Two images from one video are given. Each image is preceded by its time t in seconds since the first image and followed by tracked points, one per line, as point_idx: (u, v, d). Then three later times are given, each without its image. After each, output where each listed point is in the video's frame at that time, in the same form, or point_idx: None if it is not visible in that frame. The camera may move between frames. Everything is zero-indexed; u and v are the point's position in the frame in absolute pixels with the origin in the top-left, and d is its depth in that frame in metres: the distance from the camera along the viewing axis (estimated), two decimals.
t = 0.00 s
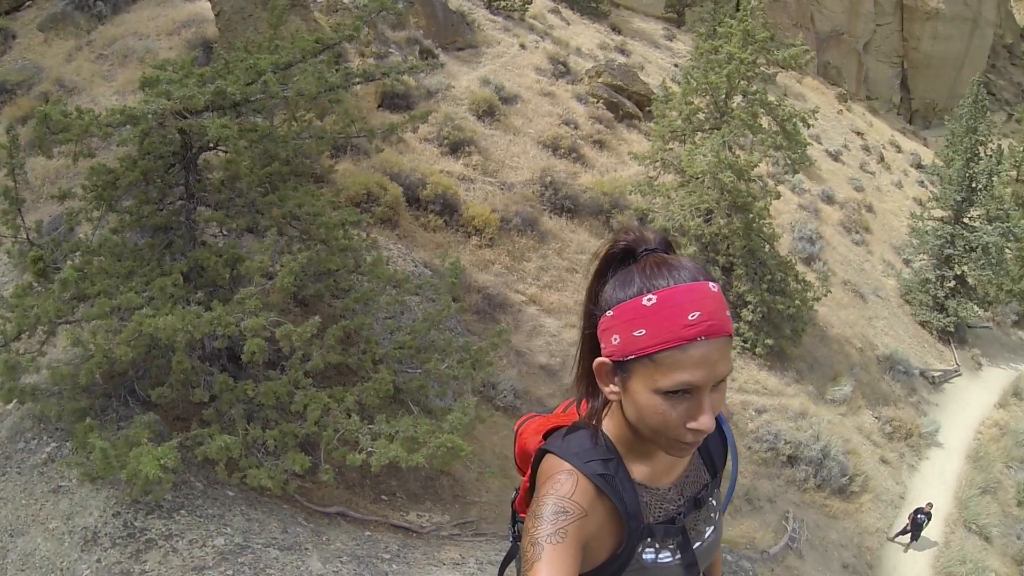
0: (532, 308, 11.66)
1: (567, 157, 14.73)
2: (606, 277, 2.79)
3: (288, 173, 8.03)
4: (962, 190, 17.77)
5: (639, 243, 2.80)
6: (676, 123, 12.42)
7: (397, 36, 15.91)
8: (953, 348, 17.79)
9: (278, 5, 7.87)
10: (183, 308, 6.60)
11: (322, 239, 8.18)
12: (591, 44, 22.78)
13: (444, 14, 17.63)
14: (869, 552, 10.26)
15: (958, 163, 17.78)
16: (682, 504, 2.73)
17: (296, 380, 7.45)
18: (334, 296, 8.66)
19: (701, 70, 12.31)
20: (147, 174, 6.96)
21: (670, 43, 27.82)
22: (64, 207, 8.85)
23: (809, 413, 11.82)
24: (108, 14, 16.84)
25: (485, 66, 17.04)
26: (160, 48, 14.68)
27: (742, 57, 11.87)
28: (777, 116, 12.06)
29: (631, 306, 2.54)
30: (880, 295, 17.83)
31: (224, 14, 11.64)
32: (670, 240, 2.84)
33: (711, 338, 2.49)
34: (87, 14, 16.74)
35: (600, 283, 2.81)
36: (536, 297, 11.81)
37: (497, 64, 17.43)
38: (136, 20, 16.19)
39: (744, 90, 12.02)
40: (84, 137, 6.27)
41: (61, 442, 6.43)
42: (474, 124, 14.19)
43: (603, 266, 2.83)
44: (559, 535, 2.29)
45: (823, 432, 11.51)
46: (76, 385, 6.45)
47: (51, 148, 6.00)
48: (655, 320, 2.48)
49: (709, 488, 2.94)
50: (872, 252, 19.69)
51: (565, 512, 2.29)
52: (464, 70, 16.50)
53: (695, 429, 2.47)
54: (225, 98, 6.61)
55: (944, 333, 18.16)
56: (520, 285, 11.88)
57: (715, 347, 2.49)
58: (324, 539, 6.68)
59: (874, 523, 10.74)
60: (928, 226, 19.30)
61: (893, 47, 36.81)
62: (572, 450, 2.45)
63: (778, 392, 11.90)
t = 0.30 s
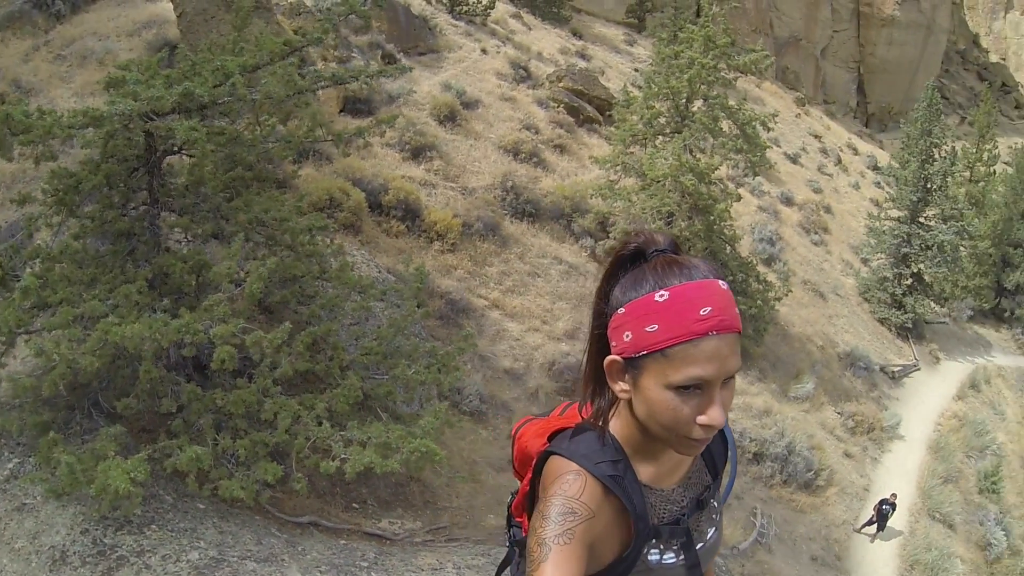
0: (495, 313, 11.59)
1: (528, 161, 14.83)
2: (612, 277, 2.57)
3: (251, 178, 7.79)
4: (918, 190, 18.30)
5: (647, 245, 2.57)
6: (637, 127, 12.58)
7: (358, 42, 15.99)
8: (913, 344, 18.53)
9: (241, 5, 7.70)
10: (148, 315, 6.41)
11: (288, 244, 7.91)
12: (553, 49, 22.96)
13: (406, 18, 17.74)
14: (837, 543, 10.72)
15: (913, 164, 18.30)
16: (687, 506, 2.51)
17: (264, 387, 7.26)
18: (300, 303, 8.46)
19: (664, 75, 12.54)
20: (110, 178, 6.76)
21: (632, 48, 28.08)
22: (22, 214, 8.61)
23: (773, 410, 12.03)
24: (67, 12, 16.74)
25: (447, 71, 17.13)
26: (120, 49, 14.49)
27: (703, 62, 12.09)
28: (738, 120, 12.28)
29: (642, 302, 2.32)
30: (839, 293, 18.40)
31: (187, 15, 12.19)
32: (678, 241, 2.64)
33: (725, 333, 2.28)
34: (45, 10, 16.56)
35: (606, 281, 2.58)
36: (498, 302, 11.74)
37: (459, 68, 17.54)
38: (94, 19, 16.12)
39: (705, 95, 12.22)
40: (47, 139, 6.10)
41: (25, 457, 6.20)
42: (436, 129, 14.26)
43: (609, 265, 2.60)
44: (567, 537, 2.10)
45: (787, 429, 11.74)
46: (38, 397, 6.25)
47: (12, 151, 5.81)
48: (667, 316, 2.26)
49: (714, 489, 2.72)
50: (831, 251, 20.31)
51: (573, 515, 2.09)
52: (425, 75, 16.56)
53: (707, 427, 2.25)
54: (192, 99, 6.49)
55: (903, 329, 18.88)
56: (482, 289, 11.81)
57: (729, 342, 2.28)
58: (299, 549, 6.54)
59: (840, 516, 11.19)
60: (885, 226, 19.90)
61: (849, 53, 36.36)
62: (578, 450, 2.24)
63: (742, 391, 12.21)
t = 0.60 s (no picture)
0: (466, 317, 11.55)
1: (497, 165, 14.88)
2: (610, 280, 2.58)
3: (220, 185, 7.66)
4: (882, 190, 18.78)
5: (645, 245, 2.58)
6: (606, 130, 12.74)
7: (327, 47, 15.94)
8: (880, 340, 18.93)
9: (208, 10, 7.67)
10: (120, 325, 6.31)
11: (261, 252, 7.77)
12: (521, 53, 23.04)
13: (374, 23, 17.76)
14: (813, 537, 10.92)
15: (877, 163, 18.86)
16: (679, 511, 2.53)
17: (240, 397, 7.18)
18: (273, 311, 8.36)
19: (631, 79, 12.67)
20: (78, 186, 6.66)
21: (599, 53, 28.26)
22: None
23: (745, 408, 12.24)
24: (28, 15, 16.39)
25: (415, 75, 17.15)
26: (83, 52, 14.21)
27: (671, 65, 12.25)
28: (705, 122, 12.46)
29: (642, 303, 2.32)
30: (807, 292, 18.70)
31: (152, 19, 12.22)
32: (675, 242, 2.66)
33: (723, 333, 2.29)
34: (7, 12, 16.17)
35: (606, 283, 2.58)
36: (470, 306, 11.72)
37: (427, 73, 17.55)
38: (57, 22, 15.81)
39: (673, 98, 12.37)
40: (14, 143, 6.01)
41: None
42: (404, 134, 14.29)
43: (608, 267, 2.61)
44: (562, 539, 2.09)
45: (760, 427, 11.94)
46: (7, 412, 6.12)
47: None
48: (666, 316, 2.27)
49: (706, 493, 2.71)
50: (798, 251, 20.70)
51: (569, 516, 2.09)
52: (393, 80, 16.55)
53: (704, 427, 2.24)
54: (164, 103, 6.51)
55: (870, 326, 19.22)
56: (454, 294, 11.78)
57: (726, 343, 2.29)
58: (281, 560, 6.50)
59: (814, 510, 11.42)
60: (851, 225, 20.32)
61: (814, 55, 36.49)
62: (574, 451, 2.24)
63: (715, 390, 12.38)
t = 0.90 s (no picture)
0: (437, 322, 11.52)
1: (465, 169, 14.88)
2: (610, 287, 2.60)
3: (189, 192, 7.51)
4: (847, 188, 19.15)
5: (644, 253, 2.59)
6: (573, 133, 12.84)
7: (294, 52, 15.84)
8: (847, 335, 19.40)
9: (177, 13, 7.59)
10: (90, 336, 6.19)
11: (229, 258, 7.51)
12: (488, 56, 23.08)
13: (341, 27, 17.69)
14: (788, 531, 11.15)
15: (843, 162, 19.29)
16: (679, 517, 2.52)
17: (214, 406, 7.05)
18: (244, 318, 8.26)
19: (598, 82, 12.76)
20: (44, 195, 6.54)
21: (566, 55, 28.41)
22: None
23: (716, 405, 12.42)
24: None
25: (382, 80, 17.07)
26: (46, 57, 13.88)
27: (637, 68, 12.33)
28: (672, 124, 12.59)
29: (642, 311, 2.34)
30: (775, 290, 19.08)
31: (119, 22, 12.21)
32: (673, 250, 2.66)
33: (722, 341, 2.31)
34: None
35: (606, 289, 2.59)
36: (441, 311, 11.68)
37: (394, 77, 17.48)
38: (16, 25, 15.45)
39: (640, 100, 12.49)
40: None
41: None
42: (372, 139, 14.25)
43: (608, 273, 2.62)
44: (564, 542, 2.11)
45: (731, 423, 12.13)
46: None
47: None
48: (666, 324, 2.29)
49: (705, 499, 2.71)
50: (765, 250, 21.10)
51: (571, 520, 2.11)
52: (360, 85, 16.48)
53: (704, 433, 2.27)
54: (132, 109, 6.47)
55: (840, 322, 19.65)
56: (425, 299, 11.75)
57: (725, 350, 2.31)
58: (258, 570, 6.54)
59: (789, 503, 11.63)
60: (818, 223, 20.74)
61: (779, 59, 36.89)
62: (575, 455, 2.26)
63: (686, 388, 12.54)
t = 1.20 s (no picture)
0: (402, 328, 11.42)
1: (426, 174, 14.82)
2: (603, 288, 2.59)
3: (150, 200, 7.26)
4: (808, 187, 19.74)
5: (637, 253, 2.58)
6: (534, 137, 12.94)
7: (255, 57, 15.61)
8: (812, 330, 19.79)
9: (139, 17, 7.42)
10: (53, 350, 5.98)
11: (192, 267, 7.29)
12: (448, 61, 23.07)
13: (302, 32, 17.55)
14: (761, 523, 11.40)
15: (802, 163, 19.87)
16: (681, 514, 2.50)
17: (181, 420, 6.84)
18: (209, 329, 8.06)
19: (559, 85, 12.90)
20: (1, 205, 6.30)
21: (527, 59, 28.49)
22: None
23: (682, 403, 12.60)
24: None
25: (343, 85, 16.91)
26: None
27: (600, 71, 12.43)
28: (633, 126, 12.74)
29: (636, 311, 2.34)
30: (739, 288, 19.49)
31: (77, 25, 11.97)
32: (667, 250, 2.65)
33: (717, 340, 2.31)
34: None
35: (599, 290, 2.59)
36: (405, 316, 11.59)
37: (355, 83, 17.34)
38: None
39: (601, 103, 12.63)
40: None
41: None
42: (333, 145, 14.14)
43: (601, 275, 2.61)
44: (564, 541, 2.09)
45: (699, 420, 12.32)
46: None
47: None
48: (661, 324, 2.29)
49: (705, 496, 2.70)
50: (728, 249, 21.53)
51: (570, 519, 2.10)
52: (321, 90, 16.32)
53: (701, 431, 2.27)
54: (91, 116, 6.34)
55: (803, 318, 20.13)
56: (389, 305, 11.65)
57: (720, 348, 2.31)
58: None
59: (760, 497, 11.86)
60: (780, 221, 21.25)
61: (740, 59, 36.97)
62: (572, 455, 2.25)
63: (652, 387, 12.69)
